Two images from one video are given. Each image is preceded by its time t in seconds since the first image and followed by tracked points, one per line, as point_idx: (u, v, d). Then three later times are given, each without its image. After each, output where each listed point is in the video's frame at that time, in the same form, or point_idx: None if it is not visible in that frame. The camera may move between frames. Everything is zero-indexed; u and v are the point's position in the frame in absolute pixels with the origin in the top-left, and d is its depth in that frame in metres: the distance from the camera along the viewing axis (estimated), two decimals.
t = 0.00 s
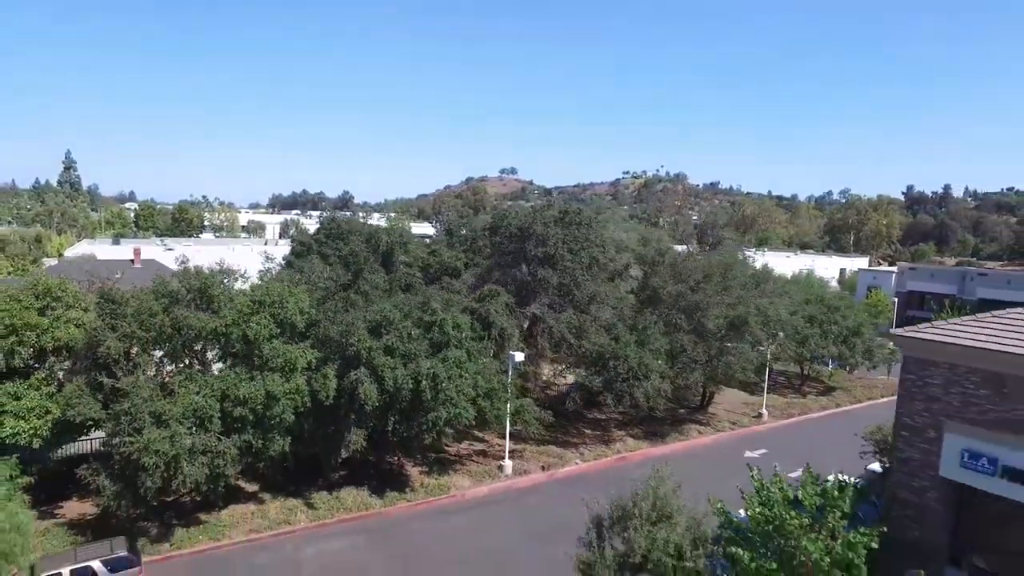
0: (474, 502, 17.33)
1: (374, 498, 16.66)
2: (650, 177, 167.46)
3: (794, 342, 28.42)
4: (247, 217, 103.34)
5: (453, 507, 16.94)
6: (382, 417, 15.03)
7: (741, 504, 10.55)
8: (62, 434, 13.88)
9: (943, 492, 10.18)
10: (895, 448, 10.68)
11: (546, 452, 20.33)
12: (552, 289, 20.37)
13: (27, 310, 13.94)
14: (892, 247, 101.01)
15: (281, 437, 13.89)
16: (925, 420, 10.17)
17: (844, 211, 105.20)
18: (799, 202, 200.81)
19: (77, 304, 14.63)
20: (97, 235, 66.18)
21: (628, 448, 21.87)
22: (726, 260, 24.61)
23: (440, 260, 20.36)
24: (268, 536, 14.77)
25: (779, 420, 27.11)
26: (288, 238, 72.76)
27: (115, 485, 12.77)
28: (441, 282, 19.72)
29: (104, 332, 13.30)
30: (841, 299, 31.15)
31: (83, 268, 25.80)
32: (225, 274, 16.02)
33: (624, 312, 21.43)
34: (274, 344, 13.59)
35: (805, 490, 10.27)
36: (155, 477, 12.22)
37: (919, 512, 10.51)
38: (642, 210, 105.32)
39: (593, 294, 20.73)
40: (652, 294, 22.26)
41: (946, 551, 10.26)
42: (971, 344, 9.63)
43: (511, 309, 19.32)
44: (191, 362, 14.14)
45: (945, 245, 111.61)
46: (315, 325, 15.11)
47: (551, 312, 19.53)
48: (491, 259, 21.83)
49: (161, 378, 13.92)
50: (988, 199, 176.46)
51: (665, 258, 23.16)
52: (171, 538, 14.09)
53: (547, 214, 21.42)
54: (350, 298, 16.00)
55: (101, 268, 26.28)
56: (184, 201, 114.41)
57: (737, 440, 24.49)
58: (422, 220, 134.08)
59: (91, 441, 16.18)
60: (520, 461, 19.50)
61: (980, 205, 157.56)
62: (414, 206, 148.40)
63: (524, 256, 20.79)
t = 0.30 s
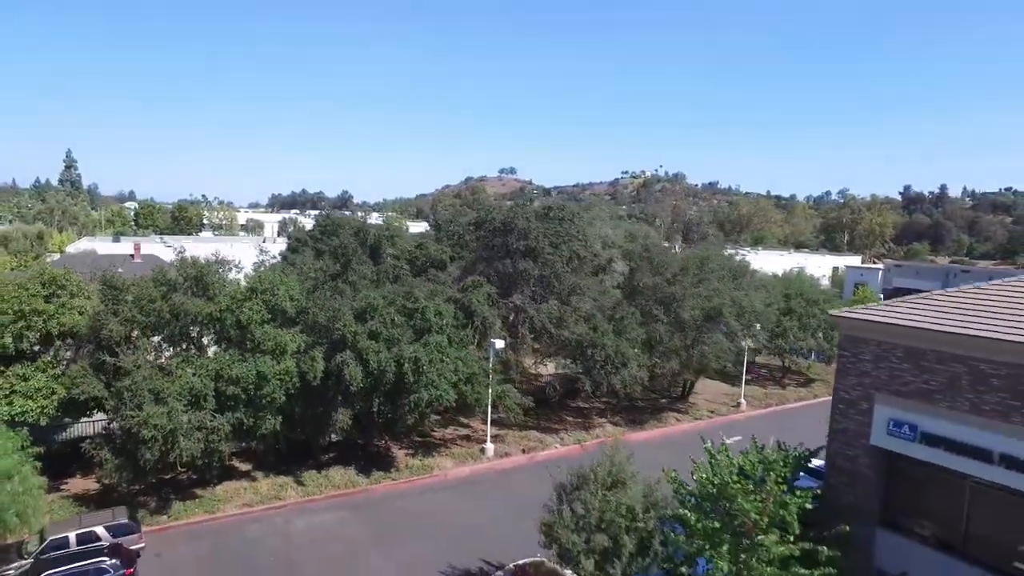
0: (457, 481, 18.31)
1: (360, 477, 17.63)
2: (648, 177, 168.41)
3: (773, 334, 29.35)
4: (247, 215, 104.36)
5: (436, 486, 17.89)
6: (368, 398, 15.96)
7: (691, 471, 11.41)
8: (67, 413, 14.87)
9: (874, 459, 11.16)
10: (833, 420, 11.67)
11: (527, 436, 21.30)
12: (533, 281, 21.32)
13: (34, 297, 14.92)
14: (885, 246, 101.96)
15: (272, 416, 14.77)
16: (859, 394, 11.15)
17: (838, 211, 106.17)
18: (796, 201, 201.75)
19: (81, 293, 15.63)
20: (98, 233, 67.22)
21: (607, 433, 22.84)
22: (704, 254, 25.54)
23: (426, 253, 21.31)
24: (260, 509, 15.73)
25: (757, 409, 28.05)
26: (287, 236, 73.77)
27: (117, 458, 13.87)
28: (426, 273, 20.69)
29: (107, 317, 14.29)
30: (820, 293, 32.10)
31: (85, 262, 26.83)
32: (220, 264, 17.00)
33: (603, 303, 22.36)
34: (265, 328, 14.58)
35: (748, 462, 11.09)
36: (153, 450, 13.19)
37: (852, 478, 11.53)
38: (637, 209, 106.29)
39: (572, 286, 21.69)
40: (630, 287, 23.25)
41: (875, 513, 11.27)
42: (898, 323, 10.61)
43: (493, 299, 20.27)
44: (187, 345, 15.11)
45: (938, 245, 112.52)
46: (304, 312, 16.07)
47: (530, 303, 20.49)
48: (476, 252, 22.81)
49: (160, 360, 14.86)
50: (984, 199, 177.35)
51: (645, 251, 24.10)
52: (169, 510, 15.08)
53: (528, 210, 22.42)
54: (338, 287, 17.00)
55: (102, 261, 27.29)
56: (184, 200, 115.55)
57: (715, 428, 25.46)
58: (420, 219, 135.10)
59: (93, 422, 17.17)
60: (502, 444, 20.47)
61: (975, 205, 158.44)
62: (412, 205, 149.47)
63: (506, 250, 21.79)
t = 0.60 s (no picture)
0: (441, 462, 19.32)
1: (349, 456, 18.66)
2: (645, 177, 169.42)
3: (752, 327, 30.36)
4: (246, 214, 105.41)
5: (419, 466, 18.87)
6: (354, 381, 16.96)
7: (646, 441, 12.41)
8: (72, 393, 15.90)
9: (815, 431, 12.12)
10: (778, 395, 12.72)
11: (510, 421, 22.32)
12: (515, 274, 22.35)
13: (42, 285, 15.95)
14: (879, 244, 102.81)
15: (264, 397, 15.79)
16: (800, 369, 12.19)
17: (832, 210, 107.07)
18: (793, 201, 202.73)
19: (85, 282, 16.67)
20: (99, 230, 68.30)
21: (588, 419, 23.85)
22: (683, 249, 26.56)
23: (414, 246, 22.31)
24: (253, 485, 16.75)
25: (735, 399, 29.05)
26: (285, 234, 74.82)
27: (119, 433, 15.00)
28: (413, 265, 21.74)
29: (110, 303, 15.33)
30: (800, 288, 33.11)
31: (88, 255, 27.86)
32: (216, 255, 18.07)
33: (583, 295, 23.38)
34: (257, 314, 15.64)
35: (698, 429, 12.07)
36: (153, 425, 14.23)
37: (796, 448, 12.45)
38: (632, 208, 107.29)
39: (554, 278, 22.73)
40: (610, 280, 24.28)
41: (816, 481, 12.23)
42: (833, 303, 11.64)
43: (476, 290, 21.30)
44: (185, 330, 16.14)
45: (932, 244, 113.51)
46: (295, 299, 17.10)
47: (512, 293, 21.52)
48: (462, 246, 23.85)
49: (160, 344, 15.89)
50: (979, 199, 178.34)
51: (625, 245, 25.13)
52: (168, 484, 16.12)
53: (512, 205, 23.47)
54: (327, 277, 18.05)
55: (104, 255, 28.31)
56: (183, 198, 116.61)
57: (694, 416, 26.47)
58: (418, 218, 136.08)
59: (96, 405, 18.19)
60: (485, 428, 21.48)
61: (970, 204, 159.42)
62: (410, 204, 150.50)
63: (490, 243, 22.83)
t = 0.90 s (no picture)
0: (424, 444, 20.31)
1: (338, 438, 19.68)
2: (641, 177, 170.49)
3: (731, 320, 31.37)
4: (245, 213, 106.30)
5: (404, 448, 19.89)
6: (342, 365, 17.98)
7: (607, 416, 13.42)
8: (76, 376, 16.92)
9: (763, 406, 13.06)
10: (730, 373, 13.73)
11: (494, 408, 23.34)
12: (498, 266, 23.46)
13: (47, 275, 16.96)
14: (872, 243, 103.76)
15: (256, 379, 16.80)
16: (748, 348, 13.20)
17: (827, 209, 107.95)
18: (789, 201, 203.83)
19: (88, 272, 17.68)
20: (100, 228, 69.64)
21: (569, 407, 24.86)
22: (662, 244, 27.57)
23: (402, 240, 23.31)
24: (245, 463, 17.79)
25: (715, 390, 30.03)
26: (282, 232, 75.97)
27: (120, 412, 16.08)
28: (401, 258, 22.81)
29: (112, 292, 16.37)
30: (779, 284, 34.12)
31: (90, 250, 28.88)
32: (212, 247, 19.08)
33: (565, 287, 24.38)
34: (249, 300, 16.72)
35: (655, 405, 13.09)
36: (152, 403, 15.28)
37: (746, 423, 13.34)
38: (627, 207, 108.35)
39: (535, 272, 23.85)
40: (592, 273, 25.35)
41: (765, 453, 13.19)
42: (776, 286, 12.65)
43: (460, 282, 22.36)
44: (182, 317, 17.17)
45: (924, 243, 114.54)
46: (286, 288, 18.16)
47: (494, 285, 22.59)
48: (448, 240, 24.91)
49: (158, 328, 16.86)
50: (974, 199, 179.43)
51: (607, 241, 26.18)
52: (166, 462, 17.16)
53: (495, 202, 24.58)
54: (317, 268, 19.12)
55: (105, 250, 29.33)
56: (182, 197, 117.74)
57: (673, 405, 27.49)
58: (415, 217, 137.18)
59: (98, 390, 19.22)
60: (469, 414, 22.50)
61: (964, 204, 160.42)
62: (408, 203, 151.59)
63: (475, 239, 23.94)
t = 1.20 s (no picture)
0: (409, 429, 21.34)
1: (327, 422, 20.73)
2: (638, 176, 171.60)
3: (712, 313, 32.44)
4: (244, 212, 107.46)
5: (390, 432, 20.94)
6: (330, 351, 19.03)
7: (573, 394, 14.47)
8: (80, 361, 17.99)
9: (716, 384, 14.09)
10: (688, 354, 14.76)
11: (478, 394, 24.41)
12: (482, 259, 24.55)
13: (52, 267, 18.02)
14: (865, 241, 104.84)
15: (248, 363, 17.86)
16: (702, 331, 14.23)
17: (821, 208, 108.94)
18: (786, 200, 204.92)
19: (90, 264, 18.72)
20: (100, 226, 70.84)
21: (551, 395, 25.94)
22: (643, 239, 28.60)
23: (390, 234, 24.34)
24: (238, 443, 18.86)
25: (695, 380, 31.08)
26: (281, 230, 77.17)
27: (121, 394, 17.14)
28: (389, 251, 23.88)
29: (113, 282, 17.44)
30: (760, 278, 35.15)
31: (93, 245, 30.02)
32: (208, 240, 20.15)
33: (547, 279, 25.42)
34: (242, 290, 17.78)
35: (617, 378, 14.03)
36: (150, 385, 16.35)
37: (702, 400, 14.38)
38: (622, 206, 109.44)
39: (517, 266, 24.94)
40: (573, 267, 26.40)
41: (718, 428, 14.23)
42: (726, 273, 13.68)
43: (445, 274, 23.41)
44: (179, 306, 18.23)
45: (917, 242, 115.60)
46: (277, 278, 19.23)
47: (477, 277, 23.66)
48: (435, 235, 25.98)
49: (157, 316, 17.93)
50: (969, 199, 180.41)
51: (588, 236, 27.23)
52: (164, 442, 18.23)
53: (479, 199, 25.66)
54: (307, 260, 20.20)
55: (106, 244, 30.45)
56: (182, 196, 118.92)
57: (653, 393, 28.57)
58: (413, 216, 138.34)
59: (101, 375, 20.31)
60: (454, 400, 23.57)
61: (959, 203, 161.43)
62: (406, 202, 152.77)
63: (460, 234, 25.04)
